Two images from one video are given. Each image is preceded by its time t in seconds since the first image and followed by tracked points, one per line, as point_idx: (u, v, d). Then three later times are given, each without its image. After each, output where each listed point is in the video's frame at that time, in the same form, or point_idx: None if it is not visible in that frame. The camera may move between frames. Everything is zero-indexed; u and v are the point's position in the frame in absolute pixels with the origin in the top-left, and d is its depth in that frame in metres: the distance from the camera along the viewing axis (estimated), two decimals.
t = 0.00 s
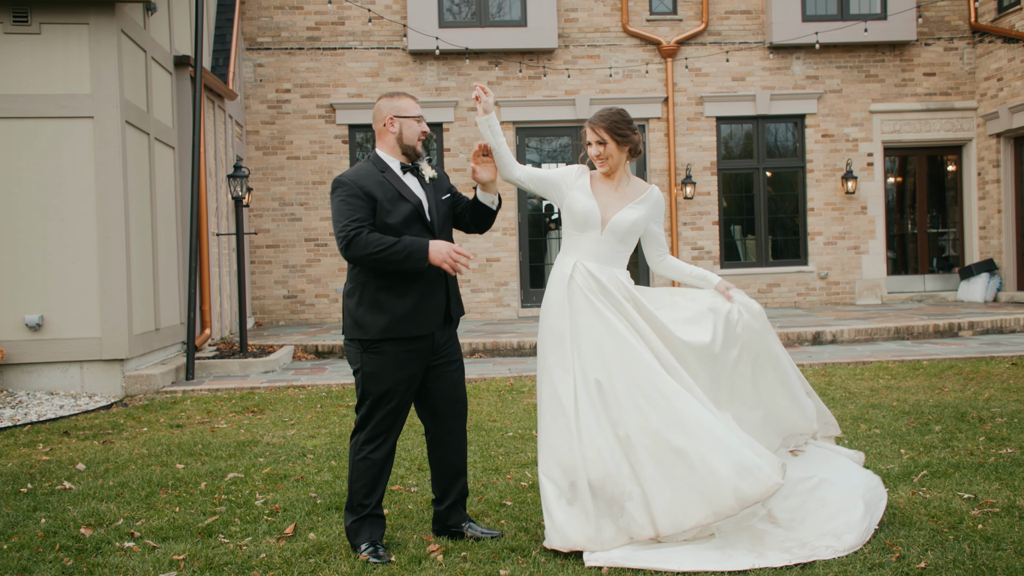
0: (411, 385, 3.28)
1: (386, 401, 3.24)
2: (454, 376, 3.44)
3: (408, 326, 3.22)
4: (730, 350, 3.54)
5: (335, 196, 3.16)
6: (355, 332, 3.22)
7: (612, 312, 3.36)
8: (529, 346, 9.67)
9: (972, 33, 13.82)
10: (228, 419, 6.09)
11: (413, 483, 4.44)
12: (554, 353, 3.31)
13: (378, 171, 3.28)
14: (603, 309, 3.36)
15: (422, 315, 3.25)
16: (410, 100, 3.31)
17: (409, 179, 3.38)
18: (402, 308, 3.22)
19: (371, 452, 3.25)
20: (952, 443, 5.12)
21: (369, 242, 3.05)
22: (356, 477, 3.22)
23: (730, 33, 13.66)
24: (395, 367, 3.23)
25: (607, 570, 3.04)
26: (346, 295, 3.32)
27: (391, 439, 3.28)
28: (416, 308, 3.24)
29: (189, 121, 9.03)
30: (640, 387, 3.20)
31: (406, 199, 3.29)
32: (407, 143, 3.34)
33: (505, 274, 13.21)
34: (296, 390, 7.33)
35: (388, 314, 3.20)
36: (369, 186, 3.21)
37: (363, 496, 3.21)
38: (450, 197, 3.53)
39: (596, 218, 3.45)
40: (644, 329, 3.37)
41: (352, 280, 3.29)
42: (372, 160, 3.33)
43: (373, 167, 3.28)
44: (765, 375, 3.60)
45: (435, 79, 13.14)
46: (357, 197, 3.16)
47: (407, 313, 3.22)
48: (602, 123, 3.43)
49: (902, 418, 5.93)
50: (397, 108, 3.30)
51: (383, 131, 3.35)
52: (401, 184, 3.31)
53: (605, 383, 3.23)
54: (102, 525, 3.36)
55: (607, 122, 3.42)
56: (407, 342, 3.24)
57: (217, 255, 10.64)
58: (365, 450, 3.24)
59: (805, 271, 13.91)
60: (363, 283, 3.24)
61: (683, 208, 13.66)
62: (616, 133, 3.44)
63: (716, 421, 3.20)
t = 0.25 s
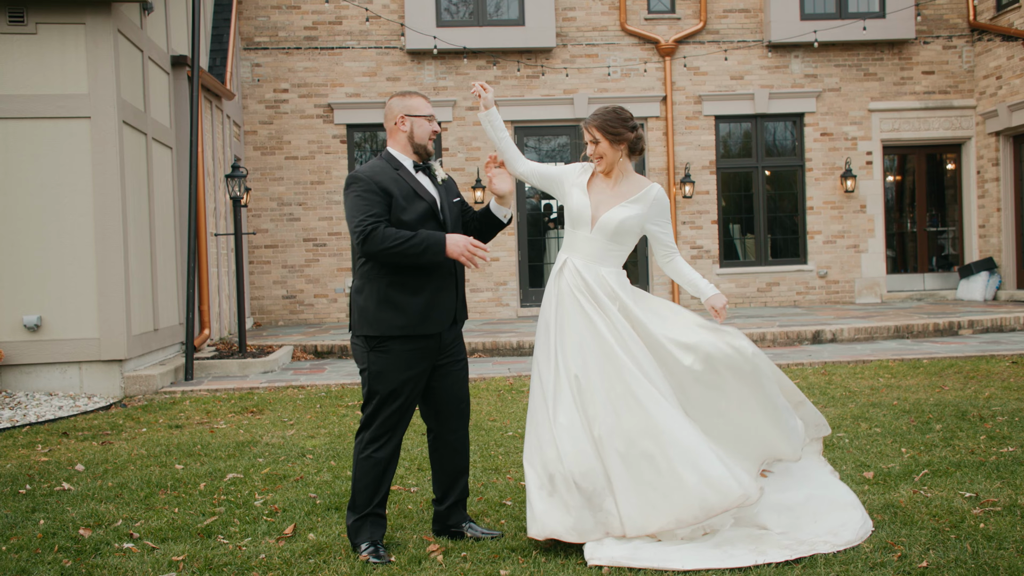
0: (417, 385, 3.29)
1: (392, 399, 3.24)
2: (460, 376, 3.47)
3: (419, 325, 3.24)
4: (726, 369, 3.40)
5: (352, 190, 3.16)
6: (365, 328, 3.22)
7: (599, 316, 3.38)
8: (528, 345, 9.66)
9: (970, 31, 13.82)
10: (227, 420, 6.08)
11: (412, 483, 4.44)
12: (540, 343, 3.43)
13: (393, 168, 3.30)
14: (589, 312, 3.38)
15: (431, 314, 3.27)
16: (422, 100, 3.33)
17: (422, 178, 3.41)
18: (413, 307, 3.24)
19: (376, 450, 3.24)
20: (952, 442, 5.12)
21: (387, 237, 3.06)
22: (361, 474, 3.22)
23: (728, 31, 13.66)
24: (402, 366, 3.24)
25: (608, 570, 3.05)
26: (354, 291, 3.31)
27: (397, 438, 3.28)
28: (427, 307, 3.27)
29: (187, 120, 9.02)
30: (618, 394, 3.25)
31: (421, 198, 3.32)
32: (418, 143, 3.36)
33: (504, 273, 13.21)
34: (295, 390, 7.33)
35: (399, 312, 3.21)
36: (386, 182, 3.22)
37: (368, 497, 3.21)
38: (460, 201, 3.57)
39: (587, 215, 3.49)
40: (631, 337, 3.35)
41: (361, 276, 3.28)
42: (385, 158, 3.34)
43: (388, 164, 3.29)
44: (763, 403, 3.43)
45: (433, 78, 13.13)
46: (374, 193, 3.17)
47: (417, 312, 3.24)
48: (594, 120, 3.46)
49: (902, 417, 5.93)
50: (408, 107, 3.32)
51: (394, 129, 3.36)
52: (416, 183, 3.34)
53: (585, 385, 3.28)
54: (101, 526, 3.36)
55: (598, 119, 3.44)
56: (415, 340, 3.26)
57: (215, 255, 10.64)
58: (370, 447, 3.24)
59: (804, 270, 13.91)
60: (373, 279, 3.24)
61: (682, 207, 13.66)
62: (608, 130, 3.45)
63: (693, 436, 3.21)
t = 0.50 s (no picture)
0: (423, 382, 3.28)
1: (399, 396, 3.23)
2: (466, 373, 3.48)
3: (428, 322, 3.23)
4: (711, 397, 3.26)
5: (367, 184, 3.15)
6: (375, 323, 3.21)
7: (587, 318, 3.36)
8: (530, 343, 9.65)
9: (974, 28, 13.77)
10: (229, 418, 6.08)
11: (414, 481, 4.43)
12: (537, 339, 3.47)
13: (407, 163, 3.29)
14: (577, 314, 3.37)
15: (440, 312, 3.27)
16: (434, 97, 3.32)
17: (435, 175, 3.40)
18: (422, 304, 3.23)
19: (382, 446, 3.23)
20: (956, 440, 5.11)
21: (402, 231, 3.05)
22: (366, 470, 3.20)
23: (731, 29, 13.62)
24: (409, 363, 3.23)
25: (610, 568, 3.05)
26: (363, 286, 3.29)
27: (402, 434, 3.27)
28: (438, 304, 3.26)
29: (188, 118, 9.01)
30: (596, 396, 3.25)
31: (435, 194, 3.32)
32: (429, 141, 3.35)
33: (506, 271, 13.20)
34: (297, 388, 7.33)
35: (410, 308, 3.21)
36: (401, 177, 3.22)
37: (374, 493, 3.20)
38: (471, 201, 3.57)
39: (581, 213, 3.50)
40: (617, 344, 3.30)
41: (371, 271, 3.27)
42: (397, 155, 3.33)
43: (402, 160, 3.29)
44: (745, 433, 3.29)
45: (435, 76, 13.10)
46: (389, 187, 3.16)
47: (427, 309, 3.24)
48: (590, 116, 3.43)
49: (905, 415, 5.92)
50: (421, 104, 3.32)
51: (406, 126, 3.35)
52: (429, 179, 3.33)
53: (566, 385, 3.30)
54: (102, 524, 3.35)
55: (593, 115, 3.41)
56: (423, 338, 3.25)
57: (218, 253, 10.64)
58: (376, 443, 3.22)
59: (807, 268, 13.88)
60: (383, 275, 3.23)
61: (685, 205, 13.62)
62: (603, 127, 3.39)
63: (665, 450, 3.18)
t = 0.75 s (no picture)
0: (432, 380, 3.27)
1: (407, 393, 3.21)
2: (473, 372, 3.47)
3: (438, 319, 3.23)
4: (682, 425, 3.28)
5: (381, 179, 3.15)
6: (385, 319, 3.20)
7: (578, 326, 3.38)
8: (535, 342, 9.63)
9: (982, 27, 13.69)
10: (233, 415, 6.08)
11: (418, 479, 4.42)
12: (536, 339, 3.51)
13: (421, 161, 3.28)
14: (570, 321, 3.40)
15: (449, 308, 3.26)
16: (450, 93, 3.31)
17: (449, 173, 3.39)
18: (432, 301, 3.22)
19: (390, 443, 3.22)
20: (963, 441, 5.07)
21: (415, 228, 3.03)
22: (373, 468, 3.19)
23: (738, 28, 13.57)
24: (418, 360, 3.22)
25: (614, 568, 3.03)
26: (373, 282, 3.28)
27: (409, 432, 3.25)
28: (448, 302, 3.26)
29: (194, 115, 9.02)
30: (572, 397, 3.31)
31: (448, 192, 3.31)
32: (443, 138, 3.34)
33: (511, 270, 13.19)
34: (302, 386, 7.32)
35: (420, 305, 3.21)
36: (415, 174, 3.22)
37: (380, 490, 3.19)
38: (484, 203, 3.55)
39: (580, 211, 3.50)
40: (604, 349, 3.31)
41: (381, 267, 3.26)
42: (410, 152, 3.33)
43: (416, 157, 3.28)
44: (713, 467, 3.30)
45: (441, 74, 13.08)
46: (403, 184, 3.15)
47: (436, 306, 3.23)
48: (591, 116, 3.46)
49: (912, 415, 5.88)
50: (435, 102, 3.30)
51: (420, 124, 3.34)
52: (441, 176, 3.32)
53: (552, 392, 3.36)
54: (105, 521, 3.35)
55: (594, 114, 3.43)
56: (432, 335, 3.25)
57: (223, 251, 10.66)
58: (385, 440, 3.21)
59: (814, 267, 13.82)
60: (394, 271, 3.21)
61: (691, 204, 13.58)
62: (605, 126, 3.39)
63: (633, 463, 3.20)
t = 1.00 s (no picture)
0: (443, 375, 3.25)
1: (417, 388, 3.20)
2: (483, 370, 3.46)
3: (449, 314, 3.22)
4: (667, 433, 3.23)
5: (396, 171, 3.13)
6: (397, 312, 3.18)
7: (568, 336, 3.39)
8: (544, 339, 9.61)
9: (995, 21, 13.56)
10: (242, 412, 6.09)
11: (426, 476, 4.41)
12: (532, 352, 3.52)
13: (435, 155, 3.27)
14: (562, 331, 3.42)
15: (461, 304, 3.25)
16: (464, 90, 3.30)
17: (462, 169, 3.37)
18: (444, 296, 3.21)
19: (401, 438, 3.21)
20: (975, 438, 5.02)
21: (429, 218, 3.02)
22: (383, 463, 3.19)
23: (748, 23, 13.47)
24: (429, 355, 3.20)
25: (622, 566, 3.02)
26: (384, 275, 3.27)
27: (420, 427, 3.24)
28: (459, 298, 3.24)
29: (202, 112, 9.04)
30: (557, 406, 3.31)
31: (463, 188, 3.31)
32: (456, 134, 3.32)
33: (521, 266, 13.18)
34: (310, 382, 7.33)
35: (432, 300, 3.19)
36: (431, 167, 3.20)
37: (389, 485, 3.18)
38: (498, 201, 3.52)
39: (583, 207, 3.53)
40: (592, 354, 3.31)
41: (392, 260, 3.24)
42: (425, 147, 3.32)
43: (431, 151, 3.27)
44: (698, 480, 3.23)
45: (449, 70, 13.06)
46: (418, 176, 3.14)
47: (448, 302, 3.21)
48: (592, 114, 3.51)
49: (924, 412, 5.83)
50: (449, 98, 3.30)
51: (434, 119, 3.34)
52: (455, 172, 3.30)
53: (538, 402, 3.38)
54: (114, 517, 3.35)
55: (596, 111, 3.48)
56: (444, 330, 3.23)
57: (232, 248, 10.69)
58: (395, 435, 3.20)
59: (824, 263, 13.72)
60: (405, 264, 3.20)
61: (701, 200, 13.51)
62: (606, 122, 3.42)
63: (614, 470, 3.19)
